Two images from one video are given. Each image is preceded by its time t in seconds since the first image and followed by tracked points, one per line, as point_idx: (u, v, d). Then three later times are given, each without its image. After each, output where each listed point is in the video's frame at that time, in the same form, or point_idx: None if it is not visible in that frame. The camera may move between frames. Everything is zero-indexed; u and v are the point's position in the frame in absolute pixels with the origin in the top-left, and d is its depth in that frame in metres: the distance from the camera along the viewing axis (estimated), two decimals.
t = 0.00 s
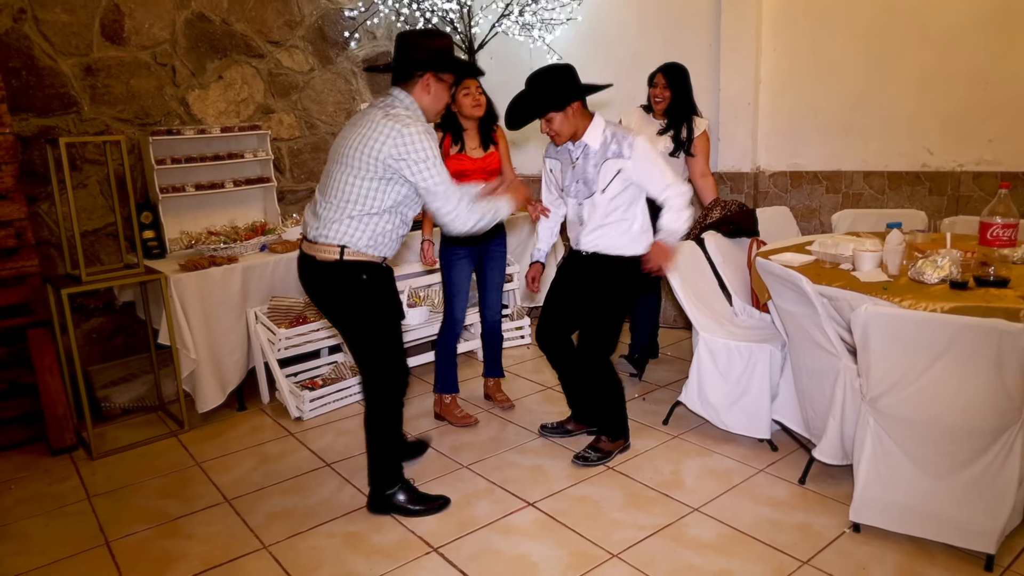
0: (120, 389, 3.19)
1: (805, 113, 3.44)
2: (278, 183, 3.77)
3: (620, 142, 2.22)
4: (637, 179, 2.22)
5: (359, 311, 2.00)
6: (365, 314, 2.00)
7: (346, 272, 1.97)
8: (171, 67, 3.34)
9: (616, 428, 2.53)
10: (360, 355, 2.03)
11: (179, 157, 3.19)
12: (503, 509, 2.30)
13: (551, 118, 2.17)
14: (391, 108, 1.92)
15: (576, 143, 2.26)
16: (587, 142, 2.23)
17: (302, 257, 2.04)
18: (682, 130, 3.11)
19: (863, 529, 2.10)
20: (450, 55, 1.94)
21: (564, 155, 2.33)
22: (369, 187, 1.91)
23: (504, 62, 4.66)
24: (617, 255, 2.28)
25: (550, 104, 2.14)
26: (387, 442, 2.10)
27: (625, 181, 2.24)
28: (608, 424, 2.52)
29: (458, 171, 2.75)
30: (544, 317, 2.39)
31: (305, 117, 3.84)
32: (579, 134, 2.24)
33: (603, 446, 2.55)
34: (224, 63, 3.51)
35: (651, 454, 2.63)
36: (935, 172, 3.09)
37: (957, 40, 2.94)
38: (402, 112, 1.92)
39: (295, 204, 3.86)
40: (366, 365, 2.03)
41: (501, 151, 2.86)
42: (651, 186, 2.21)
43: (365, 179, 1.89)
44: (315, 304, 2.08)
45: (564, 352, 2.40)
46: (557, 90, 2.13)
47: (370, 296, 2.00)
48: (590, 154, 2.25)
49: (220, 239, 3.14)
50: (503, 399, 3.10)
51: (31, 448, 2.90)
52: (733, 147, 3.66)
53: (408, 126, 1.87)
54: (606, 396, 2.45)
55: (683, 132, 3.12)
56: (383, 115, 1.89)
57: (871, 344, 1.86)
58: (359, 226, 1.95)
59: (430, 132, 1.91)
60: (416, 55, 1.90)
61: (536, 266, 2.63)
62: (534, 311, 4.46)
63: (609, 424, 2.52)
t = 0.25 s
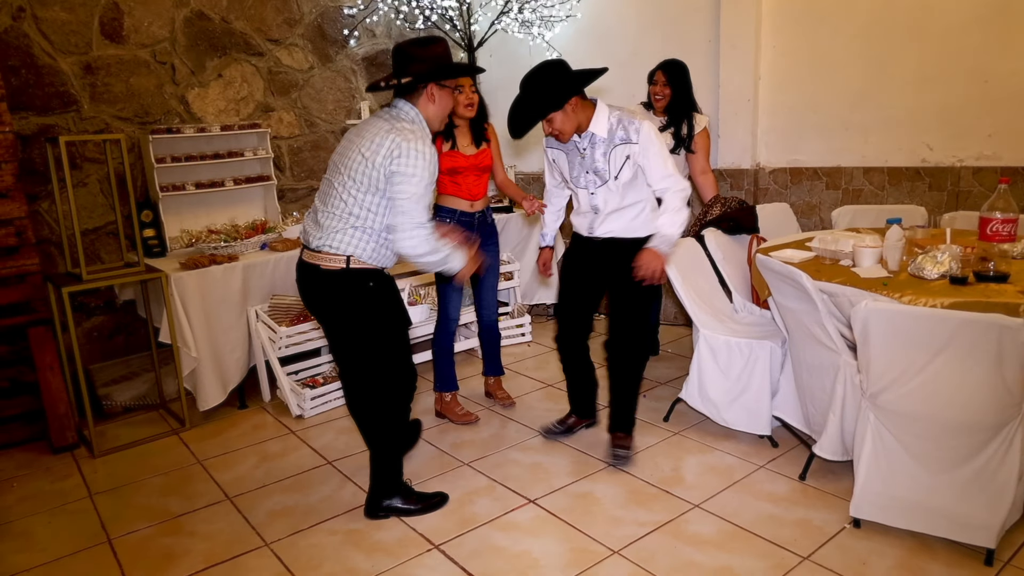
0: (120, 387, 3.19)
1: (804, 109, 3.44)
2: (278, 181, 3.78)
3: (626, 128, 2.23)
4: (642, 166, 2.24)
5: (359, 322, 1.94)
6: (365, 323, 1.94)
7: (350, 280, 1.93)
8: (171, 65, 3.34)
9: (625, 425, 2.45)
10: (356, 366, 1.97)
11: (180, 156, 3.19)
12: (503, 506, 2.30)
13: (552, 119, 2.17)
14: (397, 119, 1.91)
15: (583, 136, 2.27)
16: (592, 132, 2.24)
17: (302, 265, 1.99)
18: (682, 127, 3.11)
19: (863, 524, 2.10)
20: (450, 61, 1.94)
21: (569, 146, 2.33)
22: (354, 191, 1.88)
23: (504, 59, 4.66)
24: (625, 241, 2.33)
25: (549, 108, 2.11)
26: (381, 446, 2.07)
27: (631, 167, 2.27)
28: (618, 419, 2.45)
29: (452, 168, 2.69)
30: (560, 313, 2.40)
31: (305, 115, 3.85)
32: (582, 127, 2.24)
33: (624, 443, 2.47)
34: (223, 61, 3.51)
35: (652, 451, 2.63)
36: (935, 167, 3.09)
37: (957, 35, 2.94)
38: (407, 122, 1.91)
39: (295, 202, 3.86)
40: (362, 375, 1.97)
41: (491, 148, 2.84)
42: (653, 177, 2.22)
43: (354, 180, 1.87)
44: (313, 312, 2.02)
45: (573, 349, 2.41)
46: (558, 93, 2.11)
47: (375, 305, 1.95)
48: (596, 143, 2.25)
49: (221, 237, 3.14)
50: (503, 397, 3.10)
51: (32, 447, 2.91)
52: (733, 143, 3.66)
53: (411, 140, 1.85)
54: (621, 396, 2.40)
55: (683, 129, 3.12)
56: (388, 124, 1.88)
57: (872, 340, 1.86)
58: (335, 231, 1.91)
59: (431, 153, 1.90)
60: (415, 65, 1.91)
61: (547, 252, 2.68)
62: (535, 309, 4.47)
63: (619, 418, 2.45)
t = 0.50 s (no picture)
0: (122, 386, 3.20)
1: (804, 108, 3.44)
2: (278, 181, 3.78)
3: (628, 139, 2.14)
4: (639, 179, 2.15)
5: (355, 316, 1.95)
6: (362, 317, 1.95)
7: (347, 274, 1.94)
8: (171, 65, 3.34)
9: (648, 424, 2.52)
10: (352, 359, 1.98)
11: (180, 156, 3.19)
12: (504, 505, 2.30)
13: (550, 130, 2.12)
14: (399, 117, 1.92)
15: (585, 149, 2.19)
16: (593, 145, 2.16)
17: (295, 259, 2.00)
18: (683, 126, 3.12)
19: (864, 522, 2.10)
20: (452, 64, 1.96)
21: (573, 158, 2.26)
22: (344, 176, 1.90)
23: (504, 58, 4.66)
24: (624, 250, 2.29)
25: (546, 116, 2.09)
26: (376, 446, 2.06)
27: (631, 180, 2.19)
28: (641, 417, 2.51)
29: (448, 168, 2.69)
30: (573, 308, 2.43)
31: (305, 115, 3.85)
32: (583, 140, 2.16)
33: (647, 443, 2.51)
34: (223, 61, 3.51)
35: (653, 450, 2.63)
36: (935, 166, 3.09)
37: (957, 34, 2.94)
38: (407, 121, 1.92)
39: (295, 202, 3.87)
40: (359, 369, 1.98)
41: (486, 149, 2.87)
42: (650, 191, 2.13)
43: (344, 165, 1.89)
44: (309, 308, 2.03)
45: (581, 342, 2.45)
46: (554, 103, 2.07)
47: (371, 300, 1.96)
48: (598, 155, 2.17)
49: (221, 237, 3.15)
50: (504, 395, 3.10)
51: (34, 446, 2.91)
52: (733, 142, 3.66)
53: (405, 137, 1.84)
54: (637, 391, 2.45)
55: (684, 128, 3.12)
56: (387, 120, 1.89)
57: (872, 339, 1.86)
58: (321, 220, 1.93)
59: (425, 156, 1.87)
60: (416, 66, 1.92)
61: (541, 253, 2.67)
62: (535, 308, 4.47)
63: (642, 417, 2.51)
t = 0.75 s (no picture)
0: (122, 389, 3.25)
1: (804, 108, 3.44)
2: (279, 182, 3.79)
3: (629, 162, 2.13)
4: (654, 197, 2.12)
5: (350, 321, 1.99)
6: (357, 322, 1.99)
7: (338, 282, 1.97)
8: (172, 66, 3.35)
9: (661, 429, 2.50)
10: (354, 362, 2.02)
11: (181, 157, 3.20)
12: (505, 506, 2.31)
13: (548, 151, 2.13)
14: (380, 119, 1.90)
15: (587, 171, 2.18)
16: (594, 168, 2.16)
17: (290, 270, 2.04)
18: (684, 126, 3.12)
19: (865, 522, 2.10)
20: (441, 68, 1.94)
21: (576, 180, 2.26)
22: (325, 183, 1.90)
23: (504, 59, 4.66)
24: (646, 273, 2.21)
25: (541, 139, 2.09)
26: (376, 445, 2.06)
27: (641, 199, 2.16)
28: (651, 423, 2.49)
29: (444, 169, 2.71)
30: (570, 313, 2.39)
31: (305, 116, 3.85)
32: (583, 162, 2.16)
33: (652, 445, 2.52)
34: (224, 63, 3.52)
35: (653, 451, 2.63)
36: (935, 165, 3.09)
37: (956, 33, 2.94)
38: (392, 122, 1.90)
39: (296, 203, 3.87)
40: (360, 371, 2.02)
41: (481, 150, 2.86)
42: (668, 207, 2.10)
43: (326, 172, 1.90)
44: (307, 314, 2.07)
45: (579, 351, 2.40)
46: (551, 124, 2.08)
47: (364, 303, 1.99)
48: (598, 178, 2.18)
49: (221, 238, 3.15)
50: (504, 396, 3.10)
51: (36, 447, 2.92)
52: (733, 142, 3.66)
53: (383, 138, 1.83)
54: (641, 394, 2.42)
55: (684, 128, 3.12)
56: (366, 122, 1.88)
57: (872, 339, 1.86)
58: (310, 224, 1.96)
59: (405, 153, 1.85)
60: (406, 68, 1.91)
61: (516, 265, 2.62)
62: (535, 309, 4.47)
63: (655, 423, 2.48)
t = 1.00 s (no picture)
0: (123, 389, 3.25)
1: (802, 106, 3.44)
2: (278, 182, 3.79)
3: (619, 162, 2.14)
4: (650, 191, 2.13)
5: (342, 317, 1.99)
6: (349, 317, 1.99)
7: (332, 282, 1.98)
8: (171, 67, 3.35)
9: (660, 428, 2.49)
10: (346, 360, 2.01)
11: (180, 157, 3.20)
12: (505, 506, 2.30)
13: (546, 149, 2.11)
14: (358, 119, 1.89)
15: (578, 173, 2.19)
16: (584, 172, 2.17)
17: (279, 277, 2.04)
18: (682, 125, 3.12)
19: (865, 520, 2.10)
20: (420, 67, 1.92)
21: (570, 185, 2.25)
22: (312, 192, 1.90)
23: (503, 59, 4.66)
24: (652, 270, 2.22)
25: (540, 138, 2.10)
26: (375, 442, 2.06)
27: (636, 195, 2.17)
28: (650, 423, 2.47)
29: (439, 170, 2.70)
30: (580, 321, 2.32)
31: (304, 117, 3.85)
32: (576, 165, 2.17)
33: (652, 445, 2.51)
34: (222, 63, 3.52)
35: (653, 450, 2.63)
36: (935, 163, 3.08)
37: (956, 31, 2.94)
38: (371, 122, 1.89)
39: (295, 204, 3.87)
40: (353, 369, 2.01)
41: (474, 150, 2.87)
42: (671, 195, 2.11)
43: (311, 180, 1.90)
44: (297, 319, 2.06)
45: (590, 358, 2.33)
46: (550, 124, 2.09)
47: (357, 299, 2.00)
48: (587, 181, 2.19)
49: (221, 239, 3.15)
50: (506, 395, 3.10)
51: (35, 448, 2.92)
52: (732, 141, 3.66)
53: (364, 139, 1.83)
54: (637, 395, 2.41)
55: (683, 127, 3.12)
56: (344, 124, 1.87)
57: (872, 338, 1.86)
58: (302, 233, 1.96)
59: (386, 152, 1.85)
60: (388, 65, 1.89)
61: (502, 275, 2.62)
62: (534, 308, 4.47)
63: (654, 423, 2.47)
